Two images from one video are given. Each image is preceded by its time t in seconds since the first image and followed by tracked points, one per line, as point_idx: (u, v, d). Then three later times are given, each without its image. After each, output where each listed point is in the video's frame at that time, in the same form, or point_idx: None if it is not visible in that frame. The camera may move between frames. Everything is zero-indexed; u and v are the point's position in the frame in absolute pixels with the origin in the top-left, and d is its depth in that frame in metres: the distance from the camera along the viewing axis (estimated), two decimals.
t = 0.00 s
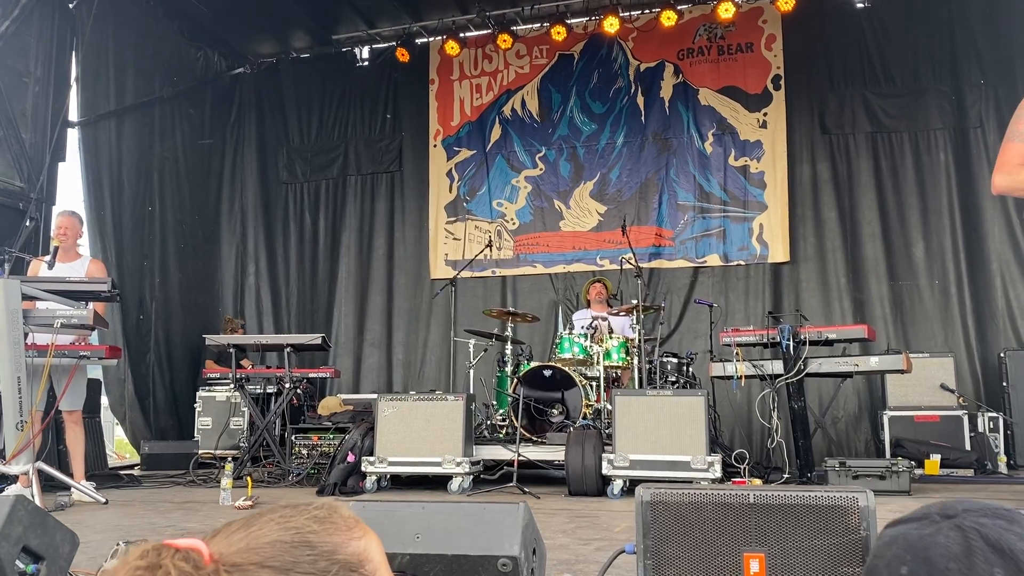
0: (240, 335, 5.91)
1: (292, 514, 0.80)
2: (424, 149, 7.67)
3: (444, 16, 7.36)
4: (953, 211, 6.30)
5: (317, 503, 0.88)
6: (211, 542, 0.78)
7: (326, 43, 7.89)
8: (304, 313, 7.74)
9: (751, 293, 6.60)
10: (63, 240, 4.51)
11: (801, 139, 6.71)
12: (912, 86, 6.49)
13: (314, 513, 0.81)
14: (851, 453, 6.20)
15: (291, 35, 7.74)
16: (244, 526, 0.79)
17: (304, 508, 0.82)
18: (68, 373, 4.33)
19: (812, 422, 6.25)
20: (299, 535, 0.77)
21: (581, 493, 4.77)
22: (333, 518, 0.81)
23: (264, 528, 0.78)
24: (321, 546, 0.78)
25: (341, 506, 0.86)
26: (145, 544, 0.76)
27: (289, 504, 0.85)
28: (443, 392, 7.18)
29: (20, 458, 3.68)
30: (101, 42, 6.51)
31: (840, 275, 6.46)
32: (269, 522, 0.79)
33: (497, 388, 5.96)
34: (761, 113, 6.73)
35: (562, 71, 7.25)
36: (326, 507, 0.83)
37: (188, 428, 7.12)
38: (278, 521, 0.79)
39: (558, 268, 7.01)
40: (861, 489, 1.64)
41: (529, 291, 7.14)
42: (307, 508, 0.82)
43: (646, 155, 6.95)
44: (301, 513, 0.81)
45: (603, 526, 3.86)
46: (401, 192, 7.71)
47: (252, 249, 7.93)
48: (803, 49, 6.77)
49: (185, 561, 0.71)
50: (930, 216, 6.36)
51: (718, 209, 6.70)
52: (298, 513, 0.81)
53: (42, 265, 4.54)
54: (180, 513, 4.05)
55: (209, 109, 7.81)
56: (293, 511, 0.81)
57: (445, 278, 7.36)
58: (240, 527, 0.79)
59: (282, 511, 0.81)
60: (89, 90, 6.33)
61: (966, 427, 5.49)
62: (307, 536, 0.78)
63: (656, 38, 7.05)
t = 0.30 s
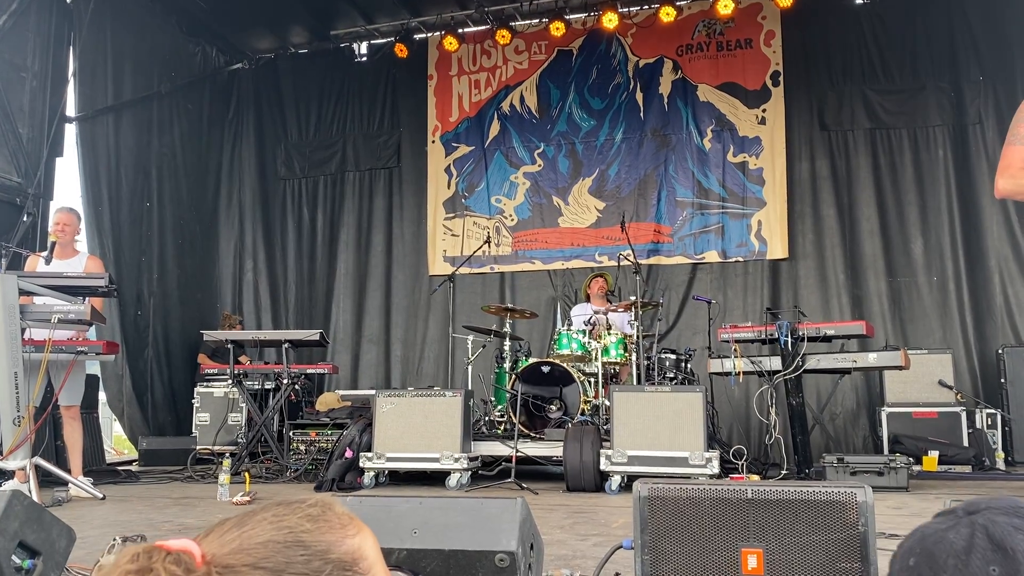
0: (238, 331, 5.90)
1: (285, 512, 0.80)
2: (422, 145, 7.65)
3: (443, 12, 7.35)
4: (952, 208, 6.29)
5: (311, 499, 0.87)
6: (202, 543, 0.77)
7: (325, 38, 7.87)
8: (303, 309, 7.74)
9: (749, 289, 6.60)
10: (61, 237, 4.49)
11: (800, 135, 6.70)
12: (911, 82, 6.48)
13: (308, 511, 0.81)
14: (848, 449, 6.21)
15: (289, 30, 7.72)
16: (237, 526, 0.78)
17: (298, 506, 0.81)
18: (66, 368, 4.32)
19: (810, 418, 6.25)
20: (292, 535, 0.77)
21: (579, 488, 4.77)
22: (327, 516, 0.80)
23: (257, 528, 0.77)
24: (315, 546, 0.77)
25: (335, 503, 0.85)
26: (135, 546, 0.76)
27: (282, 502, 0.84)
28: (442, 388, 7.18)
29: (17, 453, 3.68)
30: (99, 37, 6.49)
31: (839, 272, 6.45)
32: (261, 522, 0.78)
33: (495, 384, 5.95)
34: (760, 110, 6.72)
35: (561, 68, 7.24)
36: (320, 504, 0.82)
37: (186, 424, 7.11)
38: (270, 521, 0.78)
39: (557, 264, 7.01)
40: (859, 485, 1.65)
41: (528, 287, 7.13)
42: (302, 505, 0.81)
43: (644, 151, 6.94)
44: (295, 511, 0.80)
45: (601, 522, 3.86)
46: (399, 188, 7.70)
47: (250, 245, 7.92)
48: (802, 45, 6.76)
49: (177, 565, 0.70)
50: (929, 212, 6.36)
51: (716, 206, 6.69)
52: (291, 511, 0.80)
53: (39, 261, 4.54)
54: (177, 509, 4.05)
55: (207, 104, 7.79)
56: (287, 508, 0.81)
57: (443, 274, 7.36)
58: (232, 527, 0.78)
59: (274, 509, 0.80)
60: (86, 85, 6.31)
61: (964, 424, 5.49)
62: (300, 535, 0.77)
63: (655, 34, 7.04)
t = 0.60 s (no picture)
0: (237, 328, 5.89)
1: (275, 507, 0.79)
2: (421, 142, 7.65)
3: (442, 8, 7.33)
4: (950, 205, 6.29)
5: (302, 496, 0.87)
6: (191, 536, 0.77)
7: (323, 35, 7.86)
8: (302, 306, 7.74)
9: (748, 286, 6.60)
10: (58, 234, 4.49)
11: (799, 132, 6.70)
12: (909, 79, 6.48)
13: (298, 507, 0.81)
14: (847, 446, 6.22)
15: (287, 27, 7.71)
16: (225, 521, 0.78)
17: (288, 501, 0.81)
18: (64, 364, 4.33)
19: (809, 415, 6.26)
20: (280, 529, 0.77)
21: (578, 485, 4.77)
22: (317, 512, 0.80)
23: (246, 521, 0.77)
24: (303, 540, 0.77)
25: (325, 500, 0.86)
26: (123, 538, 0.76)
27: (273, 499, 0.84)
28: (441, 385, 7.18)
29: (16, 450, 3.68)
30: (97, 34, 6.48)
31: (838, 269, 6.46)
32: (251, 515, 0.78)
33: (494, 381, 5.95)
34: (758, 106, 6.72)
35: (560, 64, 7.24)
36: (309, 501, 0.82)
37: (185, 421, 7.12)
38: (259, 514, 0.78)
39: (555, 261, 7.01)
40: (858, 483, 1.64)
41: (527, 284, 7.13)
42: (292, 501, 0.81)
43: (643, 147, 6.93)
44: (285, 506, 0.80)
45: (600, 518, 3.87)
46: (398, 184, 7.69)
47: (249, 242, 7.91)
48: (801, 41, 6.75)
49: (163, 554, 0.70)
50: (927, 209, 6.36)
51: (715, 202, 6.68)
52: (281, 506, 0.80)
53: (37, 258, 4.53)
54: (176, 505, 4.06)
55: (205, 100, 7.78)
56: (277, 503, 0.80)
57: (442, 271, 7.36)
58: (221, 522, 0.78)
59: (264, 504, 0.80)
60: (85, 82, 6.31)
61: (962, 421, 5.50)
62: (289, 530, 0.77)
63: (654, 30, 7.03)
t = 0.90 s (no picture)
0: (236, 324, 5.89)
1: (304, 507, 0.80)
2: (420, 138, 7.64)
3: (441, 4, 7.32)
4: (949, 201, 6.30)
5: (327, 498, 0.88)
6: (221, 526, 0.77)
7: (322, 31, 7.85)
8: (301, 303, 7.73)
9: (747, 282, 6.60)
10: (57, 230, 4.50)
11: (797, 128, 6.70)
12: (909, 75, 6.48)
13: (327, 509, 0.81)
14: (846, 442, 6.22)
15: (286, 23, 7.69)
16: (256, 516, 0.79)
17: (317, 503, 0.82)
18: (65, 361, 4.34)
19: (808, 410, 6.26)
20: (308, 527, 0.77)
21: (577, 482, 4.78)
22: (345, 515, 0.81)
23: (274, 518, 0.77)
24: (330, 540, 0.77)
25: (355, 506, 0.86)
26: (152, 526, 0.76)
27: (300, 499, 0.84)
28: (440, 381, 7.18)
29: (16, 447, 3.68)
30: (96, 30, 6.47)
31: (837, 266, 6.46)
32: (280, 513, 0.78)
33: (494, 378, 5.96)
34: (758, 103, 6.71)
35: (559, 61, 7.23)
36: (339, 504, 0.83)
37: (184, 418, 7.12)
38: (288, 515, 0.78)
39: (555, 257, 7.00)
40: (859, 479, 1.65)
41: (526, 280, 7.13)
42: (320, 504, 0.82)
43: (642, 144, 6.93)
44: (313, 507, 0.81)
45: (600, 515, 3.88)
46: (397, 181, 7.69)
47: (247, 239, 7.90)
48: (800, 37, 6.75)
49: (194, 536, 0.72)
50: (926, 205, 6.36)
51: (715, 198, 6.68)
52: (309, 507, 0.80)
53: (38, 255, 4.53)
54: (177, 502, 4.06)
55: (204, 97, 7.76)
56: (305, 504, 0.81)
57: (442, 267, 7.35)
58: (252, 517, 0.79)
59: (294, 504, 0.81)
60: (83, 78, 6.29)
61: (961, 417, 5.51)
62: (317, 528, 0.77)
63: (653, 26, 7.03)
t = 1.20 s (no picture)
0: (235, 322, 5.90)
1: (302, 510, 0.81)
2: (418, 136, 7.64)
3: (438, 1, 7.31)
4: (946, 197, 6.30)
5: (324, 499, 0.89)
6: (221, 536, 0.79)
7: (319, 28, 7.85)
8: (299, 301, 7.73)
9: (745, 278, 6.61)
10: (55, 228, 4.49)
11: (794, 124, 6.70)
12: (905, 71, 6.48)
13: (324, 510, 0.82)
14: (843, 437, 6.24)
15: (283, 21, 7.68)
16: (254, 522, 0.80)
17: (315, 504, 0.83)
18: (64, 359, 4.35)
19: (805, 406, 6.28)
20: (307, 532, 0.78)
21: (576, 478, 4.80)
22: (342, 516, 0.82)
23: (273, 523, 0.79)
24: (329, 544, 0.79)
25: (352, 505, 0.87)
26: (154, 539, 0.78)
27: (298, 501, 0.85)
28: (439, 378, 7.19)
29: (16, 445, 3.68)
30: (93, 28, 6.46)
31: (834, 262, 6.47)
32: (279, 518, 0.80)
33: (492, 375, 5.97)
34: (755, 99, 6.70)
35: (557, 57, 7.22)
36: (336, 505, 0.84)
37: (183, 416, 7.12)
38: (286, 518, 0.80)
39: (553, 254, 7.01)
40: (855, 475, 1.65)
41: (524, 277, 7.13)
42: (317, 505, 0.83)
43: (640, 140, 6.93)
44: (311, 509, 0.82)
45: (598, 511, 3.89)
46: (395, 178, 7.69)
47: (245, 236, 7.90)
48: (797, 33, 6.75)
49: (193, 554, 0.73)
50: (923, 201, 6.37)
51: (712, 195, 6.69)
52: (308, 509, 0.82)
53: (35, 254, 4.53)
54: (176, 500, 4.08)
55: (202, 95, 7.75)
56: (303, 507, 0.82)
57: (440, 265, 7.36)
58: (251, 522, 0.80)
59: (292, 507, 0.82)
60: (80, 76, 6.28)
61: (958, 412, 5.53)
62: (315, 533, 0.79)
63: (650, 23, 7.02)
